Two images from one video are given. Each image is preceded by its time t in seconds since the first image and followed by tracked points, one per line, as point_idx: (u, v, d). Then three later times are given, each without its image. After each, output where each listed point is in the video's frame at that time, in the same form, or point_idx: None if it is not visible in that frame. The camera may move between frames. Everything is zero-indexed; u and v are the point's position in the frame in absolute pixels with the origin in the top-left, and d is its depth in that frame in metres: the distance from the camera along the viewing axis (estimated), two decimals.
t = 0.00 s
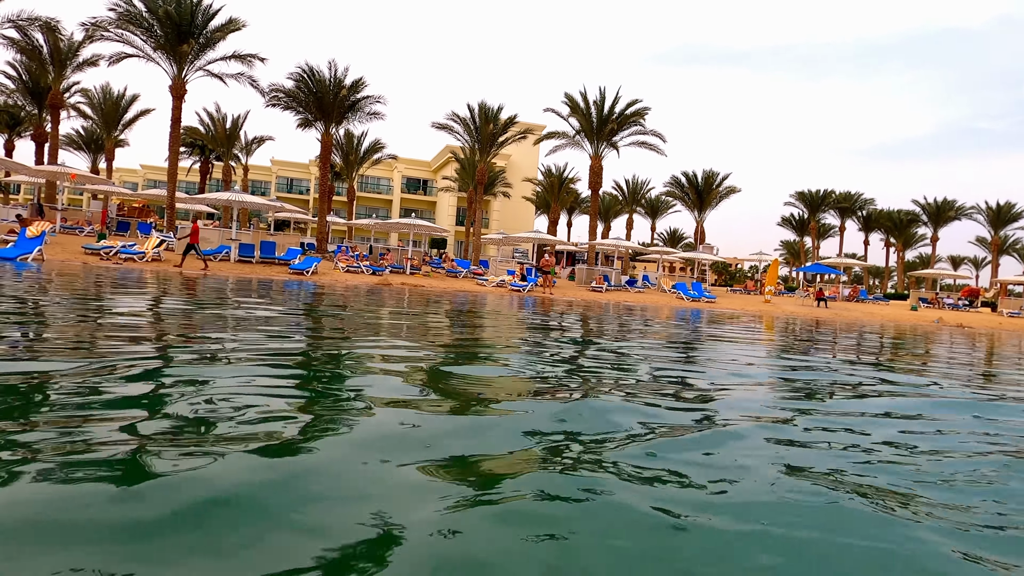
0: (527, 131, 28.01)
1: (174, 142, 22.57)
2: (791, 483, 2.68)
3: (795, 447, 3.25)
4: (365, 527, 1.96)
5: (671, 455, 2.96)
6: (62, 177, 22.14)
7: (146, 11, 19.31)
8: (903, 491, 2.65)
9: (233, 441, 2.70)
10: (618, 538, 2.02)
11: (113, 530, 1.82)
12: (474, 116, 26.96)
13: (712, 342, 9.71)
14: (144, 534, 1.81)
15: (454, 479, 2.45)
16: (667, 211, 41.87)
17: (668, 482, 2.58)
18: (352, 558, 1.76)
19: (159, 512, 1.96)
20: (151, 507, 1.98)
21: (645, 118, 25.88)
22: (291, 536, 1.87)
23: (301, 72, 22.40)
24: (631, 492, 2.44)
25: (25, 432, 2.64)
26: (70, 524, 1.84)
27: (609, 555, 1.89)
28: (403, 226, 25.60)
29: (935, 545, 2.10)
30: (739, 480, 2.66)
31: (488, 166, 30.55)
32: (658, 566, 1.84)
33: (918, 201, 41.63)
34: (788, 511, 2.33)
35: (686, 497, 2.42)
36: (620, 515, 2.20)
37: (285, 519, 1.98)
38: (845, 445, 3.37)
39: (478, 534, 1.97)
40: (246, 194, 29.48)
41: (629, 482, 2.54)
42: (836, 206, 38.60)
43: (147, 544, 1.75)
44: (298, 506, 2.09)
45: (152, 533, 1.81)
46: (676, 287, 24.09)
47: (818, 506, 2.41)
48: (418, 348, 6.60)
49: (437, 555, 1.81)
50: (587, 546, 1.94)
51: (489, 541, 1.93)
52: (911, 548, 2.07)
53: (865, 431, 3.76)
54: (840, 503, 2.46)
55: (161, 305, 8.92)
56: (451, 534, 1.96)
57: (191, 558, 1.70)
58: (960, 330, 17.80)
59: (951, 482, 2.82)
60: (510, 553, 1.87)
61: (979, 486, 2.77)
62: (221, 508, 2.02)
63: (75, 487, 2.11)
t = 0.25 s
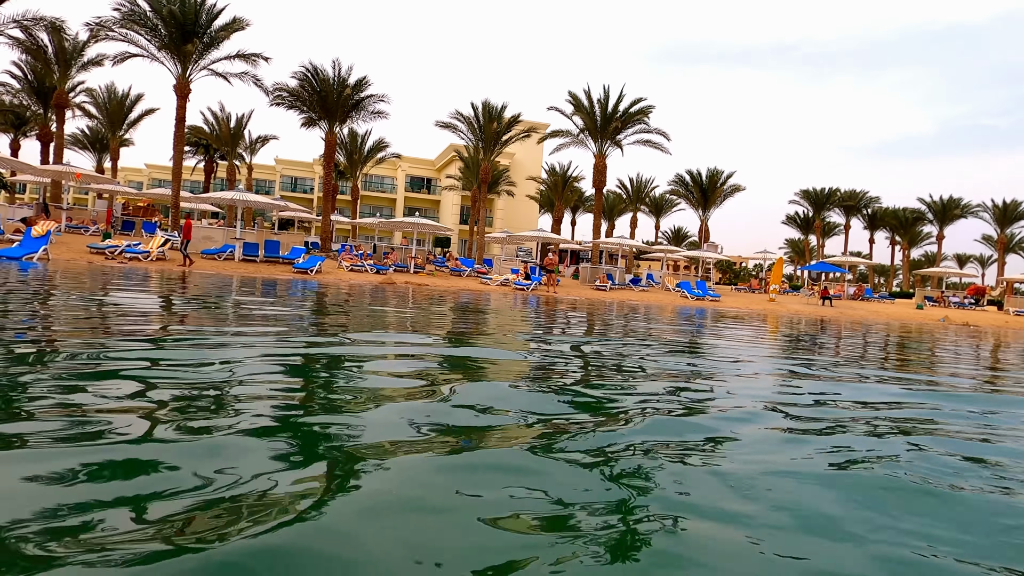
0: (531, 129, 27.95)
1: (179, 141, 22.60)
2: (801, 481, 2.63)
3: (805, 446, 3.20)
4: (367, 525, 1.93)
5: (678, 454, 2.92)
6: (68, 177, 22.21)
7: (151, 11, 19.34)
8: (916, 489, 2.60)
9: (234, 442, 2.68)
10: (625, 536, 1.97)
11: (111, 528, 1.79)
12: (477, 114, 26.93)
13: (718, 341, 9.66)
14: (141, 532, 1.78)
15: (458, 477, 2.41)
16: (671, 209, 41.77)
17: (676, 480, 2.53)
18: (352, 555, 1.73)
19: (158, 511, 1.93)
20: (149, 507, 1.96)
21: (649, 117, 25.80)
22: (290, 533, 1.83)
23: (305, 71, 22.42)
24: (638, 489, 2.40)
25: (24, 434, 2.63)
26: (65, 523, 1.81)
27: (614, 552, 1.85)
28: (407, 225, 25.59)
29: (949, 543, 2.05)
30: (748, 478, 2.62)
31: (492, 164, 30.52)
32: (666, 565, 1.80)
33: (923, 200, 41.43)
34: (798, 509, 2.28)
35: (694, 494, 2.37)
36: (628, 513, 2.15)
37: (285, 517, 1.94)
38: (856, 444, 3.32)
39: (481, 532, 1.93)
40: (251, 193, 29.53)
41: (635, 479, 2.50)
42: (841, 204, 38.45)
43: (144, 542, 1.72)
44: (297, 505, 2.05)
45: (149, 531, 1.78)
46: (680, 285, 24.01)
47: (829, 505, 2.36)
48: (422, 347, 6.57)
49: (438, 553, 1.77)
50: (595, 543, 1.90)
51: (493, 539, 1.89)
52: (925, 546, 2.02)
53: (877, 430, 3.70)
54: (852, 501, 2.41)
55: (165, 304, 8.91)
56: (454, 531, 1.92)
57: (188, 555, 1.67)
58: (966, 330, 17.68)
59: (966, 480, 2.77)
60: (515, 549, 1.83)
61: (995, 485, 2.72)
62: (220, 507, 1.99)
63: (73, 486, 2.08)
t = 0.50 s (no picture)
0: (536, 129, 27.94)
1: (185, 142, 22.68)
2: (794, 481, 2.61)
3: (805, 447, 3.19)
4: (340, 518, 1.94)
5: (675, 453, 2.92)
6: (75, 177, 22.32)
7: (157, 12, 19.42)
8: (909, 490, 2.57)
9: (234, 437, 2.72)
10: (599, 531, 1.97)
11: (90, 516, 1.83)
12: (482, 114, 26.94)
13: (724, 341, 9.65)
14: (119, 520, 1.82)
15: (446, 473, 2.42)
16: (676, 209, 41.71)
17: (665, 478, 2.53)
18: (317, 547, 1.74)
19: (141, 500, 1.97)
20: (134, 496, 2.00)
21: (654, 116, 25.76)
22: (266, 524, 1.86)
23: (310, 72, 22.46)
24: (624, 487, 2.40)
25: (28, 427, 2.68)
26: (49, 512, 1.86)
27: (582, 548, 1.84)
28: (412, 225, 25.62)
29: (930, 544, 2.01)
30: (740, 478, 2.61)
31: (497, 164, 30.52)
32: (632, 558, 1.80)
33: (930, 198, 41.24)
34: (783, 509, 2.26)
35: (679, 494, 2.36)
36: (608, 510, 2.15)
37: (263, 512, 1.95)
38: (860, 446, 3.29)
39: (470, 534, 1.90)
40: (256, 193, 29.61)
41: (625, 478, 2.50)
42: (847, 203, 38.31)
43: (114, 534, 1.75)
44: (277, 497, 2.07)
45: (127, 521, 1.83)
46: (685, 285, 23.98)
47: (815, 504, 2.33)
48: (427, 347, 6.59)
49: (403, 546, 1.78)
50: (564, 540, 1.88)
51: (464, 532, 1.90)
52: (904, 547, 1.98)
53: (883, 432, 3.68)
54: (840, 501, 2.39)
55: (171, 304, 8.95)
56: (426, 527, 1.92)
57: (167, 550, 1.67)
58: (973, 329, 17.60)
59: (970, 483, 2.72)
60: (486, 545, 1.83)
61: (993, 487, 2.67)
62: (205, 505, 1.98)
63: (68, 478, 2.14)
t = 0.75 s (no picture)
0: (542, 129, 27.92)
1: (192, 143, 22.78)
2: (788, 483, 2.57)
3: (807, 448, 3.15)
4: (316, 517, 1.92)
5: (673, 453, 2.90)
6: (83, 179, 22.46)
7: (164, 15, 19.52)
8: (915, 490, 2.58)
9: (232, 433, 2.74)
10: (575, 530, 1.96)
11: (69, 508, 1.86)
12: (488, 115, 26.95)
13: (731, 342, 9.63)
14: (98, 514, 1.84)
15: (435, 471, 2.41)
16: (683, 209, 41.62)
17: (656, 479, 2.51)
18: (286, 542, 1.74)
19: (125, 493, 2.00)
20: (118, 490, 2.02)
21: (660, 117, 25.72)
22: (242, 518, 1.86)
23: (317, 73, 22.53)
24: (613, 487, 2.38)
25: (32, 421, 2.74)
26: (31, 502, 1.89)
27: (554, 548, 1.82)
28: (418, 226, 25.67)
29: (917, 553, 1.96)
30: (733, 478, 2.58)
31: (503, 165, 30.53)
32: (602, 558, 1.78)
33: (939, 199, 41.01)
34: (769, 511, 2.22)
35: (667, 494, 2.34)
36: (590, 510, 2.13)
37: (242, 505, 1.96)
38: (864, 449, 3.24)
39: (477, 528, 1.93)
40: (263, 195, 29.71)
41: (616, 478, 2.49)
42: (855, 203, 38.14)
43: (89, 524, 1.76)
44: (258, 492, 2.07)
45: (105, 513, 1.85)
46: (692, 286, 23.94)
47: (806, 507, 2.29)
48: (433, 348, 6.62)
49: (373, 544, 1.77)
50: (538, 540, 1.86)
51: (439, 531, 1.88)
52: (887, 552, 1.94)
53: (888, 433, 3.65)
54: (831, 505, 2.34)
55: (179, 305, 9.02)
56: (403, 525, 1.91)
57: (181, 539, 1.70)
58: (982, 330, 17.50)
59: (977, 484, 2.73)
60: (458, 543, 1.81)
61: (995, 492, 2.61)
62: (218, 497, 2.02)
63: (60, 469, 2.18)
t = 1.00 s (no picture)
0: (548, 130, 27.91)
1: (199, 145, 22.86)
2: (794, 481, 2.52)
3: (814, 448, 3.10)
4: (305, 513, 1.90)
5: (678, 452, 2.85)
6: (91, 180, 22.57)
7: (172, 17, 19.59)
8: (917, 487, 2.56)
9: (233, 430, 2.74)
10: (568, 527, 1.92)
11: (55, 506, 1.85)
12: (494, 116, 26.95)
13: (738, 343, 9.60)
14: (88, 509, 1.84)
15: (434, 468, 2.38)
16: (689, 210, 41.52)
17: (658, 476, 2.48)
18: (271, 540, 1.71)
19: (117, 490, 1.99)
20: (110, 486, 2.02)
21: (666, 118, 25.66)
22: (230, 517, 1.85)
23: (323, 75, 22.58)
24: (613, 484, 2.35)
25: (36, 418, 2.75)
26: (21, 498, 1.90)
27: (544, 546, 1.79)
28: (424, 227, 25.68)
29: (921, 552, 1.90)
30: (736, 475, 2.54)
31: (508, 166, 30.51)
32: (592, 556, 1.74)
33: (947, 199, 40.76)
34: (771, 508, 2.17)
35: (668, 493, 2.30)
36: (586, 507, 2.09)
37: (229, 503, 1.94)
38: (873, 450, 3.19)
39: (472, 522, 1.92)
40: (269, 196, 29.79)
41: (617, 476, 2.45)
42: (862, 204, 37.97)
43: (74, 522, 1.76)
44: (249, 491, 2.05)
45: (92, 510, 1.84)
46: (698, 287, 23.88)
47: (808, 505, 2.24)
48: (437, 349, 6.62)
49: (359, 540, 1.74)
50: (530, 539, 1.83)
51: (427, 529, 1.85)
52: (888, 553, 1.89)
53: (898, 434, 3.61)
54: (835, 502, 2.29)
55: (185, 305, 9.04)
56: (393, 522, 1.88)
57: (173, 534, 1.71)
58: (990, 332, 17.38)
59: (978, 481, 2.70)
60: (447, 542, 1.77)
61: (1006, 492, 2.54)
62: (212, 491, 2.03)
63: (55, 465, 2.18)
